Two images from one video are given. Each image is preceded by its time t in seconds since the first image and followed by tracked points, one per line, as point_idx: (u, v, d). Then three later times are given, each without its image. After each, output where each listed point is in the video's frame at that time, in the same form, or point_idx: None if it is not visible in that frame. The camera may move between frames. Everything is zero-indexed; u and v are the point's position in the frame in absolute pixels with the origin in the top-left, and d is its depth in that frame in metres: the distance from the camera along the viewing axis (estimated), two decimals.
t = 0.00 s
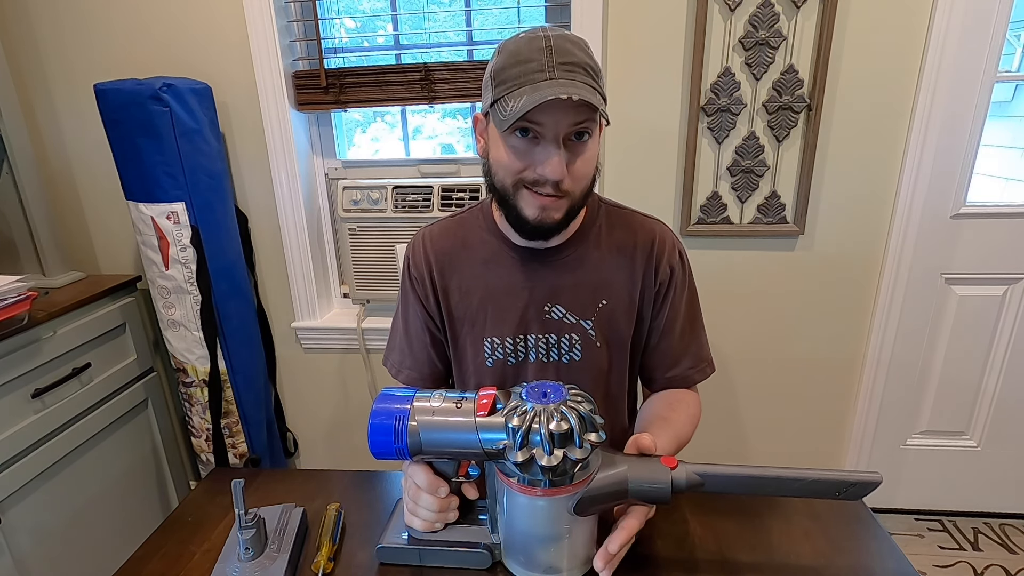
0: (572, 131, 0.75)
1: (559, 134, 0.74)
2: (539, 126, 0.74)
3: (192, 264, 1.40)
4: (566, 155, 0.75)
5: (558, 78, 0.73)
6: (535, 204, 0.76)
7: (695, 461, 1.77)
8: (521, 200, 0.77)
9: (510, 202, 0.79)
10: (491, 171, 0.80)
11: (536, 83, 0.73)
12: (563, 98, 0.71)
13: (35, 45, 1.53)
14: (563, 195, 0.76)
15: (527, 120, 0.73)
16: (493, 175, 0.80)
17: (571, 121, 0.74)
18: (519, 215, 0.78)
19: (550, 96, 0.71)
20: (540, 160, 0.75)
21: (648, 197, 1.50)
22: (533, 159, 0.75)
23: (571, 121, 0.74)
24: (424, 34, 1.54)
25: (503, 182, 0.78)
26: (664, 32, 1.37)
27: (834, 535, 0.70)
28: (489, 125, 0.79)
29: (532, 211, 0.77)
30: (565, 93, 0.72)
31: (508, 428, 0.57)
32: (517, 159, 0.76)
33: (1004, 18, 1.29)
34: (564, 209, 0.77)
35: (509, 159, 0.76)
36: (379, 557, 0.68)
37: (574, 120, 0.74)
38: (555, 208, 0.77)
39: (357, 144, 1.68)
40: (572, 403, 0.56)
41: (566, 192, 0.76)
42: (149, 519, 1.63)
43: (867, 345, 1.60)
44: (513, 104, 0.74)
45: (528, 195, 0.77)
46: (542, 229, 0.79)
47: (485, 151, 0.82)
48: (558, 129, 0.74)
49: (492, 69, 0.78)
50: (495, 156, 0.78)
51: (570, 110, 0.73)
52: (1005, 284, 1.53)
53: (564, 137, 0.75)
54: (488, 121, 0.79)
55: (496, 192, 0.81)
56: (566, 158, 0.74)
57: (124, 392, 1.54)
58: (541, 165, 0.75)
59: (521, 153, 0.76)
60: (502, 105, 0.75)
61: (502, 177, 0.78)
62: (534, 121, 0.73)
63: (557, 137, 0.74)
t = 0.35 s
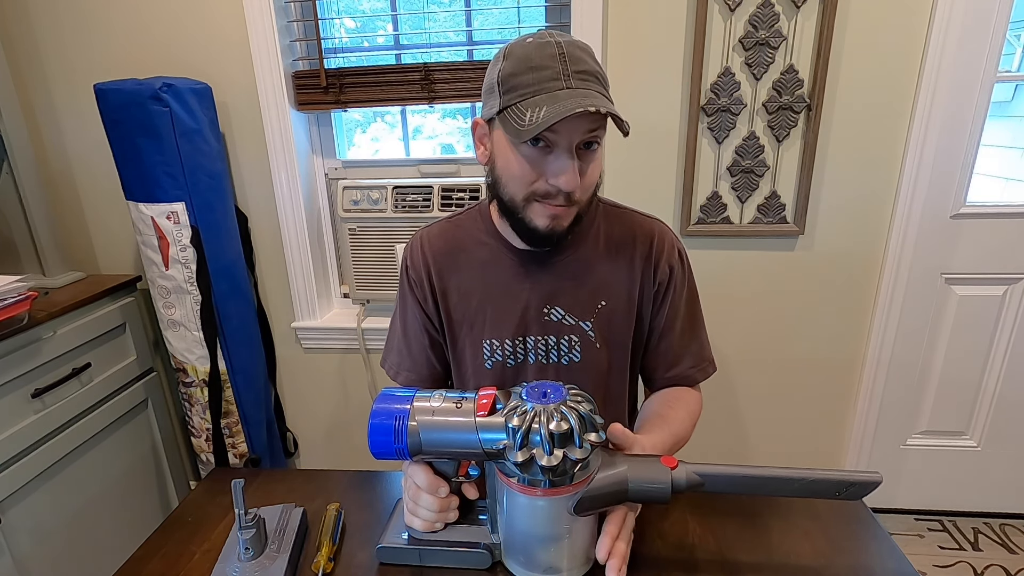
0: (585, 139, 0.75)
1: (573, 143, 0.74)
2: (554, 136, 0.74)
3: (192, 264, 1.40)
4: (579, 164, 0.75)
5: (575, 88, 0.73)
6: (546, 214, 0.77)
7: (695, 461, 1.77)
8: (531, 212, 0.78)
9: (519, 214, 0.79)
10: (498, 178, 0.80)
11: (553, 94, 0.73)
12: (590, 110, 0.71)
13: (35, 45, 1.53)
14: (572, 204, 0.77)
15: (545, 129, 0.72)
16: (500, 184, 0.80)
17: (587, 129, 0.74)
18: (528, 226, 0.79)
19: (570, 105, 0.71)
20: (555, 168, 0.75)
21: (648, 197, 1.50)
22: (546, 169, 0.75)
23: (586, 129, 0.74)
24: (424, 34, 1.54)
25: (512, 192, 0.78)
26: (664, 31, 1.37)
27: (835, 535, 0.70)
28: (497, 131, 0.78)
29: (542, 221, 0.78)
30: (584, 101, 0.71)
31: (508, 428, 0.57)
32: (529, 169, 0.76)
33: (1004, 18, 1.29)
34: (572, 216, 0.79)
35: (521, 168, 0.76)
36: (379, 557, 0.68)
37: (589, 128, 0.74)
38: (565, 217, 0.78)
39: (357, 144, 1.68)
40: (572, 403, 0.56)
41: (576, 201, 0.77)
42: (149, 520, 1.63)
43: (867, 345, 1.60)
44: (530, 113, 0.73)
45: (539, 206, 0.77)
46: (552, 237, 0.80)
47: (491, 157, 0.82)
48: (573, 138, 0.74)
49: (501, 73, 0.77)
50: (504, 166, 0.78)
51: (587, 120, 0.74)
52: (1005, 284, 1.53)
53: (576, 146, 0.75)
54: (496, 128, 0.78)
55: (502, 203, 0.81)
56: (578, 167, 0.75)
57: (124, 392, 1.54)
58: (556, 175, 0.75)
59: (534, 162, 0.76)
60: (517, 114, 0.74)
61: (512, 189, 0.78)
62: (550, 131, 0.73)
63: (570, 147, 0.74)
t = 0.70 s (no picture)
0: (584, 131, 0.75)
1: (572, 134, 0.74)
2: (552, 125, 0.73)
3: (192, 264, 1.40)
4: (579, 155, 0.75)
5: (573, 78, 0.74)
6: (544, 207, 0.77)
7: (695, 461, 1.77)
8: (529, 204, 0.78)
9: (517, 207, 0.79)
10: (497, 172, 0.80)
11: (551, 83, 0.73)
12: (587, 95, 0.71)
13: (35, 45, 1.53)
14: (571, 198, 0.77)
15: (543, 117, 0.72)
16: (500, 177, 0.80)
17: (587, 119, 0.74)
18: (526, 220, 0.79)
19: (567, 92, 0.71)
20: (553, 159, 0.75)
21: (648, 197, 1.50)
22: (545, 160, 0.75)
23: (585, 120, 0.74)
24: (424, 34, 1.54)
25: (511, 185, 0.78)
26: (664, 31, 1.37)
27: (835, 535, 0.70)
28: (496, 124, 0.78)
29: (540, 214, 0.78)
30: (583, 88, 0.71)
31: (508, 428, 0.57)
32: (528, 160, 0.76)
33: (1004, 18, 1.29)
34: (572, 211, 0.78)
35: (519, 159, 0.76)
36: (379, 557, 0.68)
37: (589, 118, 0.74)
38: (564, 211, 0.77)
39: (357, 145, 1.68)
40: (572, 403, 0.56)
41: (575, 195, 0.76)
42: (149, 520, 1.63)
43: (867, 345, 1.60)
44: (528, 100, 0.73)
45: (537, 198, 0.77)
46: (550, 234, 0.80)
47: (491, 151, 0.82)
48: (571, 128, 0.74)
49: (500, 66, 0.77)
50: (503, 158, 0.78)
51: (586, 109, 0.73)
52: (1005, 284, 1.53)
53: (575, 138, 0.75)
54: (496, 121, 0.78)
55: (501, 196, 0.80)
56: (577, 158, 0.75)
57: (124, 392, 1.54)
58: (555, 166, 0.75)
59: (533, 153, 0.75)
60: (515, 104, 0.74)
61: (511, 181, 0.78)
62: (548, 120, 0.73)
63: (568, 137, 0.74)
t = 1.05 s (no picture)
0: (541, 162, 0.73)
1: (526, 166, 0.73)
2: (506, 159, 0.73)
3: (192, 264, 1.40)
4: (533, 188, 0.74)
5: (523, 112, 0.73)
6: (513, 228, 0.79)
7: (695, 461, 1.77)
8: (499, 222, 0.79)
9: (491, 221, 0.81)
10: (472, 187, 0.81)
11: (500, 120, 0.73)
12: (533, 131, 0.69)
13: (35, 45, 1.53)
14: (537, 219, 0.77)
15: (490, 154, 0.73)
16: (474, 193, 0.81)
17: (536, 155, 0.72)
18: (500, 233, 0.81)
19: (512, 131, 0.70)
20: (509, 189, 0.75)
21: (648, 197, 1.50)
22: (502, 188, 0.75)
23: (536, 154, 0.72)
24: (424, 34, 1.54)
25: (481, 203, 0.80)
26: (664, 31, 1.37)
27: (834, 535, 0.70)
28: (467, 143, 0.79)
29: (510, 232, 0.80)
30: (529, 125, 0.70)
31: (508, 428, 0.57)
32: (489, 186, 0.76)
33: (1004, 17, 1.29)
34: (541, 230, 0.79)
35: (481, 183, 0.77)
36: (379, 557, 0.68)
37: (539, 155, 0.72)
38: (532, 231, 0.79)
39: (357, 144, 1.68)
40: (572, 403, 0.56)
41: (540, 217, 0.77)
42: (149, 520, 1.63)
43: (867, 345, 1.60)
44: (475, 138, 0.74)
45: (505, 219, 0.78)
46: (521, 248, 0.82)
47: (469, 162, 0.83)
48: (525, 160, 0.72)
49: (466, 89, 0.78)
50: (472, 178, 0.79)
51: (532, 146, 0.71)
52: (1005, 284, 1.53)
53: (534, 167, 0.73)
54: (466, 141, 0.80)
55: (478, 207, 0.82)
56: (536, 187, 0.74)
57: (124, 392, 1.54)
58: (510, 197, 0.75)
59: (492, 181, 0.76)
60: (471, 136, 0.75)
61: (481, 200, 0.79)
62: (500, 155, 0.72)
63: (525, 168, 0.73)
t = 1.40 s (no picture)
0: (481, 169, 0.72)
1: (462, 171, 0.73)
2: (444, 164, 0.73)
3: (192, 264, 1.40)
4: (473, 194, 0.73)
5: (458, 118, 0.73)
6: (467, 231, 0.79)
7: (695, 461, 1.77)
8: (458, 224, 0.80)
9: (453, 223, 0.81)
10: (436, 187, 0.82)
11: (437, 124, 0.74)
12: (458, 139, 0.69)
13: (35, 44, 1.53)
14: (488, 224, 0.76)
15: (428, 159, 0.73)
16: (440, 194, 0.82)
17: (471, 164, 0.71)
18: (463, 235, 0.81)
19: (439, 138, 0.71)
20: (455, 194, 0.75)
21: (649, 197, 1.50)
22: (451, 193, 0.75)
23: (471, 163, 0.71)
24: (424, 34, 1.53)
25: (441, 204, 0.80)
26: (664, 31, 1.37)
27: (834, 535, 0.70)
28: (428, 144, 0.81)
29: (469, 235, 0.80)
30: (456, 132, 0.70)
31: (508, 428, 0.57)
32: (442, 189, 0.77)
33: (1004, 18, 1.29)
34: (495, 235, 0.78)
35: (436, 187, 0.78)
36: (379, 557, 0.68)
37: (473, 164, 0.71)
38: (487, 235, 0.78)
39: (357, 145, 1.68)
40: (572, 403, 0.56)
41: (491, 222, 0.76)
42: (149, 519, 1.63)
43: (867, 345, 1.60)
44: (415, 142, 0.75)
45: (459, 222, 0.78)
46: (481, 251, 0.81)
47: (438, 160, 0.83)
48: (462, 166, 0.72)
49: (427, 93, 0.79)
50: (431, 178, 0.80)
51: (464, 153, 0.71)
52: (1005, 285, 1.53)
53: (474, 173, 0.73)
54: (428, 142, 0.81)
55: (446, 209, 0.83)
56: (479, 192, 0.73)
57: (123, 392, 1.54)
58: (455, 202, 0.75)
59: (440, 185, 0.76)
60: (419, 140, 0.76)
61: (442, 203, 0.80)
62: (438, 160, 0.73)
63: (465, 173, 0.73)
